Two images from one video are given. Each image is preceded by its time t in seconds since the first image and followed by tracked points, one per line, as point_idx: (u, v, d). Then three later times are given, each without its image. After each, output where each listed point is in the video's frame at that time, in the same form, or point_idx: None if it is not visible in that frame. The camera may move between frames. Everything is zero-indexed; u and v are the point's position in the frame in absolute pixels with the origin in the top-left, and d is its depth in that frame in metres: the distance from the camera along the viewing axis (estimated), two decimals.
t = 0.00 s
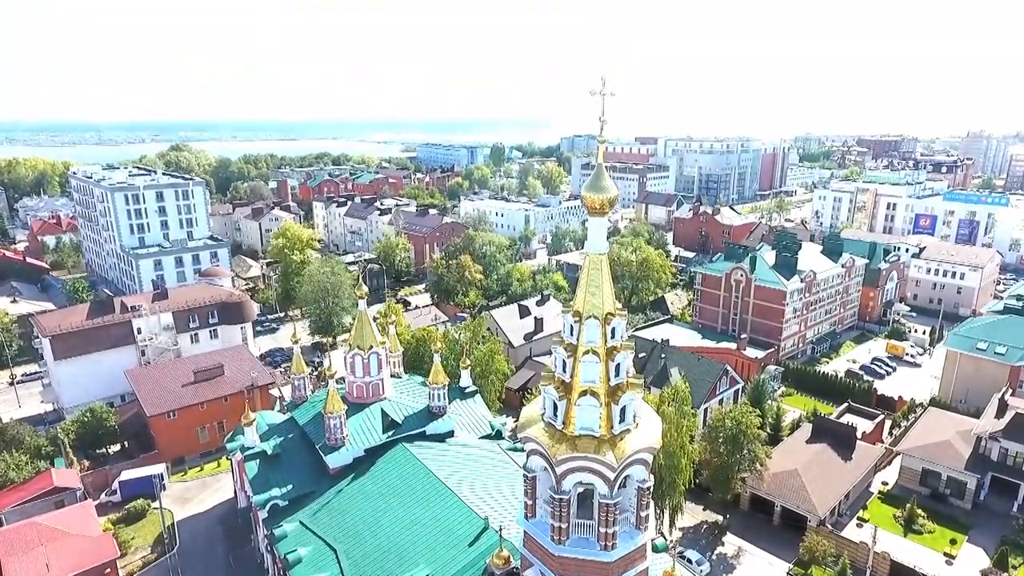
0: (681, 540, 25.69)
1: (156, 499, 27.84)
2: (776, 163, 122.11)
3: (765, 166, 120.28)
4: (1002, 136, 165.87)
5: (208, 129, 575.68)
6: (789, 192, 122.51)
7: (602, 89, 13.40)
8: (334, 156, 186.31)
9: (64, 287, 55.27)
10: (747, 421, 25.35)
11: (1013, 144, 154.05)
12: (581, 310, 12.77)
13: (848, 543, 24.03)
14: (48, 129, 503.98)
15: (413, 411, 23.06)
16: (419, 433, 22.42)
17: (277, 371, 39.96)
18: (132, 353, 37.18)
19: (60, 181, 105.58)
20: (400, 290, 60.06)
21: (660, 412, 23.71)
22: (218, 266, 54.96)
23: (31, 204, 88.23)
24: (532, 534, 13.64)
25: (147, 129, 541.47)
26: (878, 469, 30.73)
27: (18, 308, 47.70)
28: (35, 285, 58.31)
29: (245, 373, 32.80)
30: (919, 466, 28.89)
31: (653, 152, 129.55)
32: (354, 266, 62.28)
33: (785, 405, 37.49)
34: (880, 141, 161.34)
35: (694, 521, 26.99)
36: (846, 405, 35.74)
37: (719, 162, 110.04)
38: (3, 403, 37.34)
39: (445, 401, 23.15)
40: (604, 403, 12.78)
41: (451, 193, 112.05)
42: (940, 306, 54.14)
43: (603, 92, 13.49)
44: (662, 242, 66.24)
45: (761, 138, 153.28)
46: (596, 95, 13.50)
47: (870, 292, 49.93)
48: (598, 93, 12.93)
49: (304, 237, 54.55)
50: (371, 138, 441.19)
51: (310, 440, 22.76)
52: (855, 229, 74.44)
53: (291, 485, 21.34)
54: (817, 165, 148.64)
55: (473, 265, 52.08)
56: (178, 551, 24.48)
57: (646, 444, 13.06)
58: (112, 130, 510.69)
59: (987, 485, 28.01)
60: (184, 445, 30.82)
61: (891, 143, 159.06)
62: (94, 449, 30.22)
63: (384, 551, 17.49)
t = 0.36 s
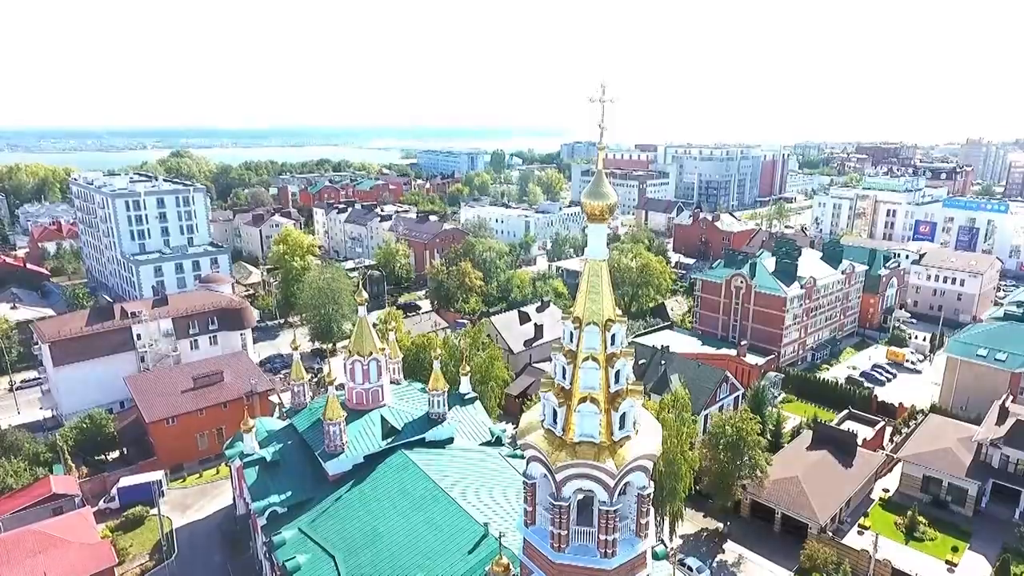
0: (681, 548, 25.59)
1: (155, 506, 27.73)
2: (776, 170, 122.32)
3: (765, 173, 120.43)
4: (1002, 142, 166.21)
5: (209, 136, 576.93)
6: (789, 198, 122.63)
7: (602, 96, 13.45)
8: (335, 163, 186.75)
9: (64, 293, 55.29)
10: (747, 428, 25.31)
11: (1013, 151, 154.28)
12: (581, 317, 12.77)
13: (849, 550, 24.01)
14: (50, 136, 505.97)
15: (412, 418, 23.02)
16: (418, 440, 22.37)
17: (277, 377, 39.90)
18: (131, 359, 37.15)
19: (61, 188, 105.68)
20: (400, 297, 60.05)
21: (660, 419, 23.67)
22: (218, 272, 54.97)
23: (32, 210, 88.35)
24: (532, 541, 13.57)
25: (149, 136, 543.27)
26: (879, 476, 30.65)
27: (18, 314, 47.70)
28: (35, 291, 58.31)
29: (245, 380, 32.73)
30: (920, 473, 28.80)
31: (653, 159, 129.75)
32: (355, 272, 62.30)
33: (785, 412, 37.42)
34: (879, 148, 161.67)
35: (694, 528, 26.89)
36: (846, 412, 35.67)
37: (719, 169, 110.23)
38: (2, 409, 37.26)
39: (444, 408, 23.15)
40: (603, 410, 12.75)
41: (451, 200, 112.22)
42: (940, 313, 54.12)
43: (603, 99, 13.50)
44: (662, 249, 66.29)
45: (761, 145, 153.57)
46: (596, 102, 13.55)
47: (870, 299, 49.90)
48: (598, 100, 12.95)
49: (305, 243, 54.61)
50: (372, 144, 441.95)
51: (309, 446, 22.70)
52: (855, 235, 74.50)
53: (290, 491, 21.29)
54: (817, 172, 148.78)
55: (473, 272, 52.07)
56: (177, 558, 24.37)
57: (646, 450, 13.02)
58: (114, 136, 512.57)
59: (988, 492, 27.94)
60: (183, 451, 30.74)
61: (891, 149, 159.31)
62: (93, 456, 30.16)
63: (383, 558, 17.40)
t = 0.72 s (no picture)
0: (682, 556, 25.47)
1: (153, 514, 27.62)
2: (775, 177, 122.58)
3: (764, 181, 120.65)
4: (1000, 150, 166.63)
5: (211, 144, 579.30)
6: (788, 206, 122.79)
7: (601, 103, 13.49)
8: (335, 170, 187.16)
9: (63, 301, 55.26)
10: (747, 435, 25.25)
11: (1011, 158, 154.64)
12: (580, 324, 12.75)
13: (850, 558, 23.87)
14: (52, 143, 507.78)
15: (411, 425, 22.97)
16: (417, 447, 22.30)
17: (276, 385, 39.84)
18: (131, 366, 37.10)
19: (61, 196, 105.73)
20: (399, 304, 60.03)
21: (660, 426, 23.62)
22: (217, 279, 54.97)
23: (32, 218, 88.43)
24: (531, 549, 13.50)
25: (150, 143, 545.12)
26: (880, 484, 30.54)
27: (18, 322, 47.67)
28: (34, 299, 58.28)
29: (244, 387, 32.67)
30: (921, 480, 28.69)
31: (653, 166, 130.00)
32: (354, 279, 62.32)
33: (785, 420, 37.34)
34: (878, 156, 162.00)
35: (694, 537, 26.77)
36: (847, 419, 35.59)
37: (718, 177, 110.45)
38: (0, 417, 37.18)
39: (444, 415, 23.10)
40: (602, 417, 12.73)
41: (450, 208, 112.35)
42: (940, 320, 54.11)
43: (602, 106, 13.52)
44: (661, 256, 66.34)
45: (760, 153, 153.93)
46: (595, 110, 13.60)
47: (870, 306, 49.89)
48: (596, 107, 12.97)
49: (305, 250, 54.67)
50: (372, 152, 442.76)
51: (307, 454, 22.64)
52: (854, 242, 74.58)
53: (288, 500, 21.21)
54: (816, 179, 149.14)
55: (473, 279, 52.09)
56: (175, 566, 24.26)
57: (645, 458, 12.99)
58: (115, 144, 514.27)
59: (989, 500, 27.85)
60: (181, 459, 30.64)
61: (889, 157, 159.63)
62: (91, 463, 30.05)
63: (381, 566, 17.31)
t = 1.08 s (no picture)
0: (682, 564, 25.36)
1: (151, 522, 27.50)
2: (774, 185, 122.79)
3: (764, 188, 120.84)
4: (998, 157, 167.15)
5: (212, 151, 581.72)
6: (788, 213, 122.93)
7: (600, 110, 13.52)
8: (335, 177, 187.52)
9: (63, 308, 55.23)
10: (748, 442, 25.20)
11: (1010, 166, 154.90)
12: (579, 331, 12.74)
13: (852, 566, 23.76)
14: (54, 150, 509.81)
15: (411, 432, 22.91)
16: (416, 454, 22.22)
17: (276, 392, 39.78)
18: (130, 373, 37.05)
19: (62, 203, 105.88)
20: (399, 311, 60.00)
21: (660, 433, 23.57)
22: (217, 286, 54.97)
23: (33, 225, 88.47)
24: (531, 557, 13.44)
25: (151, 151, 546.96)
26: (881, 491, 30.44)
27: (18, 328, 47.63)
28: (34, 306, 58.24)
29: (244, 394, 32.63)
30: (923, 488, 28.60)
31: (653, 173, 130.23)
32: (354, 286, 62.35)
33: (786, 427, 37.26)
34: (877, 163, 162.30)
35: (695, 545, 26.65)
36: (847, 427, 35.52)
37: (718, 184, 110.65)
38: None
39: (443, 422, 23.03)
40: (602, 424, 12.70)
41: (450, 215, 112.47)
42: (940, 327, 54.09)
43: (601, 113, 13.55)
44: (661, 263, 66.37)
45: (760, 160, 154.22)
46: (594, 116, 13.63)
47: (869, 313, 49.87)
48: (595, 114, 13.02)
49: (305, 257, 54.67)
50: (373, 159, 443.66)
51: (306, 461, 22.58)
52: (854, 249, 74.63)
53: (287, 507, 21.13)
54: (815, 187, 149.37)
55: (473, 286, 52.10)
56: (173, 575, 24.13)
57: (645, 465, 12.96)
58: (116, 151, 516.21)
59: (991, 508, 27.72)
60: (181, 466, 30.58)
61: (888, 164, 160.00)
62: (90, 471, 29.97)
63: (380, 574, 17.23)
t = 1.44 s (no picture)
0: (683, 572, 25.24)
1: (150, 529, 27.40)
2: (774, 191, 122.99)
3: (764, 195, 120.96)
4: (998, 164, 167.42)
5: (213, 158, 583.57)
6: (788, 220, 123.04)
7: (599, 115, 13.56)
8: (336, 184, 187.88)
9: (64, 314, 55.26)
10: (749, 449, 25.13)
11: (1009, 173, 155.17)
12: (579, 336, 12.74)
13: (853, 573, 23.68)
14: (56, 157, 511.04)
15: (410, 438, 22.86)
16: (416, 460, 22.16)
17: (276, 399, 39.73)
18: (130, 379, 37.01)
19: (63, 210, 106.16)
20: (399, 317, 59.99)
21: (660, 439, 23.50)
22: (218, 293, 54.99)
23: (34, 231, 88.63)
24: (530, 563, 13.38)
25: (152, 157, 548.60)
26: (883, 498, 30.35)
27: (18, 335, 47.63)
28: (34, 312, 58.25)
29: (243, 401, 32.58)
30: (924, 494, 28.51)
31: (653, 180, 130.43)
32: (354, 293, 62.35)
33: (787, 434, 37.19)
34: (876, 170, 162.52)
35: (695, 551, 26.57)
36: (848, 433, 35.43)
37: (718, 191, 110.83)
38: None
39: (443, 429, 23.01)
40: (602, 429, 12.67)
41: (451, 221, 112.59)
42: (941, 333, 54.05)
43: (599, 119, 13.60)
44: (662, 269, 66.41)
45: (759, 167, 154.51)
46: (593, 122, 13.67)
47: (870, 319, 49.83)
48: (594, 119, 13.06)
49: (305, 263, 54.71)
50: (373, 166, 444.30)
51: (306, 468, 22.51)
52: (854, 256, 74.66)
53: (286, 514, 21.05)
54: (815, 193, 149.57)
55: (473, 292, 52.11)
56: None
57: (645, 470, 12.93)
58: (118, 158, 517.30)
59: (992, 515, 27.61)
60: (181, 473, 30.54)
61: (888, 171, 160.20)
62: (89, 478, 29.91)
63: None
